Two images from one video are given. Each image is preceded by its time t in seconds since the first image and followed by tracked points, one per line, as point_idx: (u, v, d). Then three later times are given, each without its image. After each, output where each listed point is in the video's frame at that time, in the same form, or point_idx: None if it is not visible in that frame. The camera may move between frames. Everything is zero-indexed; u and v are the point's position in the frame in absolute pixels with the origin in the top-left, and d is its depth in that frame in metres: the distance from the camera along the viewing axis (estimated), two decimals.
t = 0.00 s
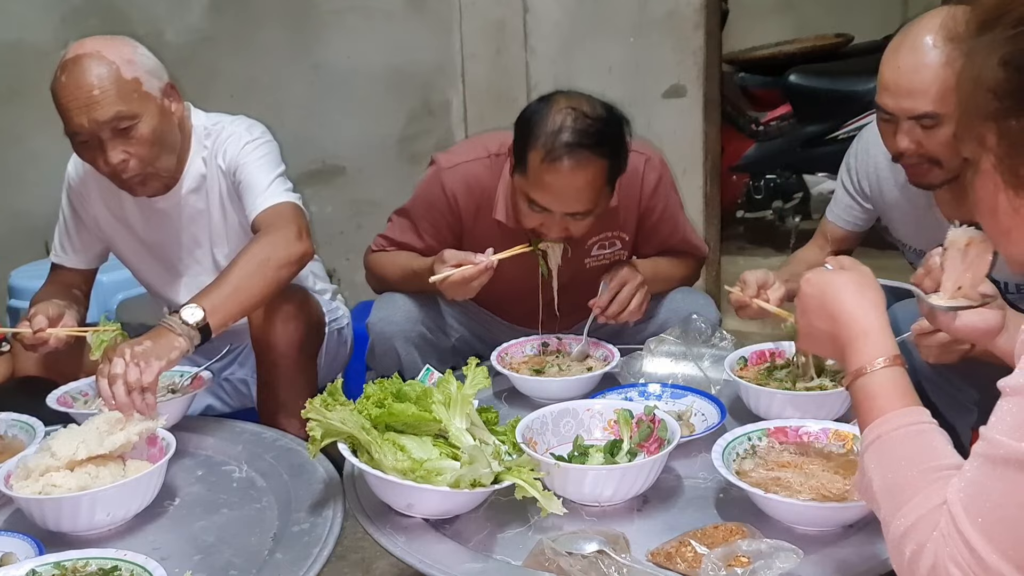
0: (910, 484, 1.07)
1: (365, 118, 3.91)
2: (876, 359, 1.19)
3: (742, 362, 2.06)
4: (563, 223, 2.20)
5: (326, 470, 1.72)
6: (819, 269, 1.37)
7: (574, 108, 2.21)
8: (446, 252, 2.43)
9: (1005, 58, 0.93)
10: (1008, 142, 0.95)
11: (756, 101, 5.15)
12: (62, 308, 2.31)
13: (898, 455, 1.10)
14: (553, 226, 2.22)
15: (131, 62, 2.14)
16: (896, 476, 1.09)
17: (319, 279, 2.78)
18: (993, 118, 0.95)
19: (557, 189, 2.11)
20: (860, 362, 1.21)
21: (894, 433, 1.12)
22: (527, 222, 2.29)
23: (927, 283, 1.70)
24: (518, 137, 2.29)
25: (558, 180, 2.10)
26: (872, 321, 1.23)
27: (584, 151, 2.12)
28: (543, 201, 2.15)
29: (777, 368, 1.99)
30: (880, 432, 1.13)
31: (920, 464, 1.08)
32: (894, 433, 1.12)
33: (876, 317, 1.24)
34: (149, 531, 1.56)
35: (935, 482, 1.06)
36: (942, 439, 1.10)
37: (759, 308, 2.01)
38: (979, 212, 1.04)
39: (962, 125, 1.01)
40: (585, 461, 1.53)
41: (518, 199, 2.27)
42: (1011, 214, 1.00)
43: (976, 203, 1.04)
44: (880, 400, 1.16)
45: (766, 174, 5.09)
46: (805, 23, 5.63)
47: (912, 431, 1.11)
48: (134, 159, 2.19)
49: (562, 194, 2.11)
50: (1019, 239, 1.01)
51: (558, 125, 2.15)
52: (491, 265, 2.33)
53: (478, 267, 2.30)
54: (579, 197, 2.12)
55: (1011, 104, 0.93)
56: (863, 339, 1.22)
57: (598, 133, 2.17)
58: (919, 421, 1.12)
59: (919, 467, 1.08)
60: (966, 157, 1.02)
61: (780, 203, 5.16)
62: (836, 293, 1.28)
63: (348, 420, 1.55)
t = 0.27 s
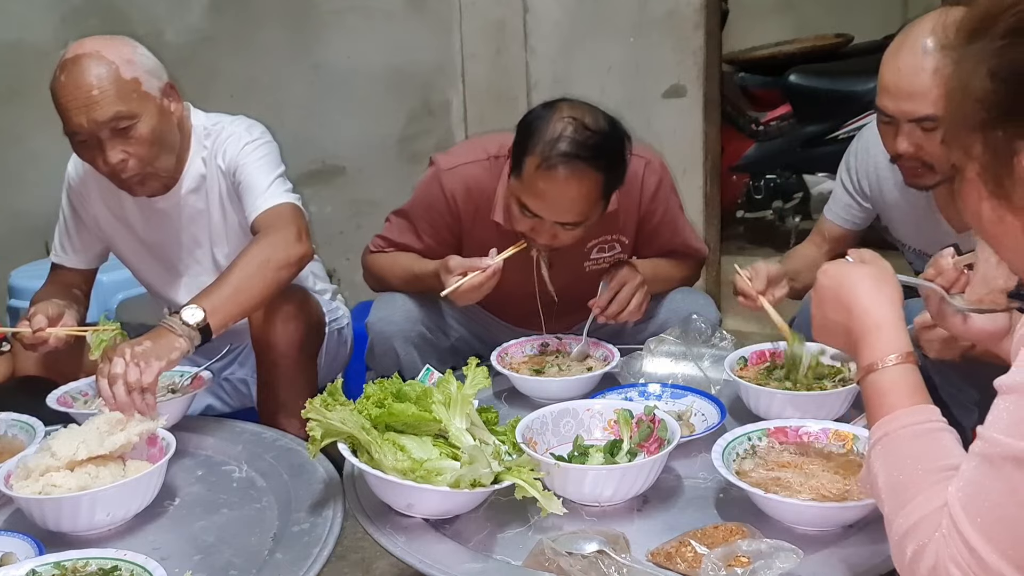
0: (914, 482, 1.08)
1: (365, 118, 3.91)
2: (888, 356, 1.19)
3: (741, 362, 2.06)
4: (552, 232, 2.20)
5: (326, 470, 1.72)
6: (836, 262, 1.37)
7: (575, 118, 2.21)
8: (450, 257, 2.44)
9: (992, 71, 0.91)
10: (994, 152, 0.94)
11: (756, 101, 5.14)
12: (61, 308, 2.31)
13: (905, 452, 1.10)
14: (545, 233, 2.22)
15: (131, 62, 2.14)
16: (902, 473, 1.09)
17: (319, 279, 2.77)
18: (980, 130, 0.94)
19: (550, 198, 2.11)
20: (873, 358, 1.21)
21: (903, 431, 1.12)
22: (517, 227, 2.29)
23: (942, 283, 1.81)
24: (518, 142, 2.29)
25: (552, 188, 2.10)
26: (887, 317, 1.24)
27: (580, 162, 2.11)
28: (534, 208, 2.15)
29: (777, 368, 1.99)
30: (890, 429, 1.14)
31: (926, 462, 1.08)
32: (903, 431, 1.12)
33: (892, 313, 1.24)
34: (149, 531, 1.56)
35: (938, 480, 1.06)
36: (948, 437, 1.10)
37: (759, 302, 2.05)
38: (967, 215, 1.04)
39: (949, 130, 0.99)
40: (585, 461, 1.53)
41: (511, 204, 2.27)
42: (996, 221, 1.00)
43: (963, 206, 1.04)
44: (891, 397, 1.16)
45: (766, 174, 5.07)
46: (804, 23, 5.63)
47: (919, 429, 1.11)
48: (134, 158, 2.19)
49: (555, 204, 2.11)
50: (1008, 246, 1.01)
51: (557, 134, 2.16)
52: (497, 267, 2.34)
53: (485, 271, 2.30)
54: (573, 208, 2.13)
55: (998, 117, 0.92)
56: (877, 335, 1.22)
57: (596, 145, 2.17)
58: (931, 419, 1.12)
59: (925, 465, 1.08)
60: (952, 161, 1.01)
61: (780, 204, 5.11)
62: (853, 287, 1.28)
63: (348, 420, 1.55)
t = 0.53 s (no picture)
0: (914, 483, 1.08)
1: (366, 118, 3.91)
2: (887, 358, 1.19)
3: (742, 362, 2.07)
4: (556, 236, 2.21)
5: (326, 470, 1.72)
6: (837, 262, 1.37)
7: (579, 124, 2.20)
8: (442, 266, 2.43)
9: (971, 97, 0.95)
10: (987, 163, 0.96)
11: (756, 101, 5.14)
12: (61, 308, 2.31)
13: (905, 453, 1.10)
14: (550, 238, 2.22)
15: (131, 62, 2.14)
16: (901, 474, 1.09)
17: (319, 279, 2.77)
18: (966, 153, 0.98)
19: (555, 205, 2.11)
20: (872, 359, 1.21)
21: (902, 432, 1.12)
22: (521, 230, 2.29)
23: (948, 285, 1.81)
24: (521, 146, 2.28)
25: (558, 195, 2.10)
26: (885, 318, 1.23)
27: (585, 169, 2.12)
28: (538, 213, 2.16)
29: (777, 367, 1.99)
30: (889, 430, 1.14)
31: (926, 463, 1.08)
32: (902, 433, 1.12)
33: (891, 314, 1.24)
34: (149, 531, 1.56)
35: (939, 482, 1.05)
36: (947, 438, 1.10)
37: (753, 306, 2.05)
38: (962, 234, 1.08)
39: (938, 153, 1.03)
40: (585, 461, 1.53)
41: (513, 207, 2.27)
42: (988, 240, 1.04)
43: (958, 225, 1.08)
44: (890, 398, 1.16)
45: (766, 174, 5.07)
46: (804, 23, 5.63)
47: (919, 431, 1.11)
48: (133, 158, 2.19)
49: (559, 211, 2.12)
50: (1000, 262, 1.06)
51: (562, 142, 2.15)
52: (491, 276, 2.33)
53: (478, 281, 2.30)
54: (576, 216, 2.13)
55: (981, 140, 0.96)
56: (875, 336, 1.22)
57: (600, 151, 2.16)
58: (930, 420, 1.12)
59: (925, 466, 1.08)
60: (944, 183, 1.06)
61: (780, 203, 5.11)
62: (852, 288, 1.28)
63: (348, 420, 1.55)
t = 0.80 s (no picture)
0: (911, 484, 1.09)
1: (366, 119, 3.92)
2: (882, 358, 1.20)
3: (740, 362, 2.08)
4: (570, 239, 2.21)
5: (327, 469, 1.73)
6: (830, 264, 1.38)
7: (582, 129, 2.21)
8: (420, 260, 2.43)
9: (963, 112, 0.97)
10: (984, 165, 0.97)
11: (755, 102, 5.14)
12: (63, 308, 2.32)
13: (901, 455, 1.12)
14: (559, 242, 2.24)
15: (133, 64, 2.15)
16: (898, 475, 1.11)
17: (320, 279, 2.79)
18: (963, 166, 1.00)
19: (564, 211, 2.13)
20: (867, 360, 1.22)
21: (897, 433, 1.13)
22: (534, 237, 2.30)
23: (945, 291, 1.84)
24: (524, 151, 2.29)
25: (568, 200, 2.12)
26: (880, 320, 1.24)
27: (594, 171, 2.13)
28: (552, 220, 2.16)
29: (776, 367, 2.00)
30: (885, 431, 1.15)
31: (923, 464, 1.09)
32: (897, 434, 1.13)
33: (886, 315, 1.25)
34: (151, 531, 1.57)
35: (936, 482, 1.07)
36: (944, 438, 1.11)
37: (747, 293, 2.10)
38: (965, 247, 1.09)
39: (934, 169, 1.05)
40: (585, 460, 1.54)
41: (526, 215, 2.28)
42: (992, 252, 1.05)
43: (960, 239, 1.09)
44: (885, 400, 1.17)
45: (765, 175, 5.06)
46: (803, 24, 5.64)
47: (916, 431, 1.12)
48: (135, 159, 2.20)
49: (570, 216, 2.13)
50: (1005, 275, 1.06)
51: (568, 149, 2.16)
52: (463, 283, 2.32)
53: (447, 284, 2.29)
54: (589, 217, 2.14)
55: (977, 152, 0.97)
56: (869, 337, 1.23)
57: (607, 153, 2.18)
58: (926, 421, 1.13)
59: (921, 468, 1.09)
60: (943, 197, 1.08)
61: (779, 204, 5.08)
62: (847, 291, 1.29)
63: (349, 420, 1.56)
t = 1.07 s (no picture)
0: (912, 487, 1.08)
1: (366, 118, 3.92)
2: (883, 360, 1.20)
3: (741, 362, 2.07)
4: (567, 247, 2.22)
5: (326, 469, 1.72)
6: (830, 263, 1.37)
7: (573, 140, 2.19)
8: (453, 247, 2.46)
9: (963, 112, 0.96)
10: (986, 162, 0.96)
11: (756, 102, 5.12)
12: (62, 308, 2.32)
13: (902, 457, 1.11)
14: (556, 250, 2.24)
15: (131, 63, 2.15)
16: (900, 478, 1.10)
17: (320, 279, 2.78)
18: (965, 167, 0.99)
19: (559, 223, 2.14)
20: (867, 361, 1.21)
21: (898, 435, 1.13)
22: (531, 245, 2.31)
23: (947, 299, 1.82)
24: (517, 161, 2.28)
25: (563, 212, 2.12)
26: (880, 321, 1.24)
27: (587, 183, 2.13)
28: (549, 231, 2.17)
29: (776, 368, 2.00)
30: (886, 434, 1.14)
31: (924, 467, 1.09)
32: (897, 437, 1.13)
33: (886, 316, 1.24)
34: (150, 531, 1.57)
35: (938, 486, 1.06)
36: (946, 441, 1.11)
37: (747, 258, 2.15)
38: (969, 248, 1.09)
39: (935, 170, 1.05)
40: (585, 461, 1.54)
41: (523, 225, 2.28)
42: (998, 253, 1.04)
43: (964, 242, 1.09)
44: (886, 401, 1.16)
45: (766, 174, 5.05)
46: (804, 23, 5.64)
47: (917, 434, 1.12)
48: (133, 158, 2.19)
49: (566, 227, 2.14)
50: (1009, 275, 1.06)
51: (559, 162, 2.14)
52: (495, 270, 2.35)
53: (481, 269, 2.33)
54: (585, 227, 2.15)
55: (979, 153, 0.97)
56: (869, 338, 1.23)
57: (598, 164, 2.17)
58: (927, 424, 1.13)
59: (922, 471, 1.08)
60: (947, 200, 1.07)
61: (780, 203, 5.08)
62: (846, 290, 1.28)
63: (348, 420, 1.55)
